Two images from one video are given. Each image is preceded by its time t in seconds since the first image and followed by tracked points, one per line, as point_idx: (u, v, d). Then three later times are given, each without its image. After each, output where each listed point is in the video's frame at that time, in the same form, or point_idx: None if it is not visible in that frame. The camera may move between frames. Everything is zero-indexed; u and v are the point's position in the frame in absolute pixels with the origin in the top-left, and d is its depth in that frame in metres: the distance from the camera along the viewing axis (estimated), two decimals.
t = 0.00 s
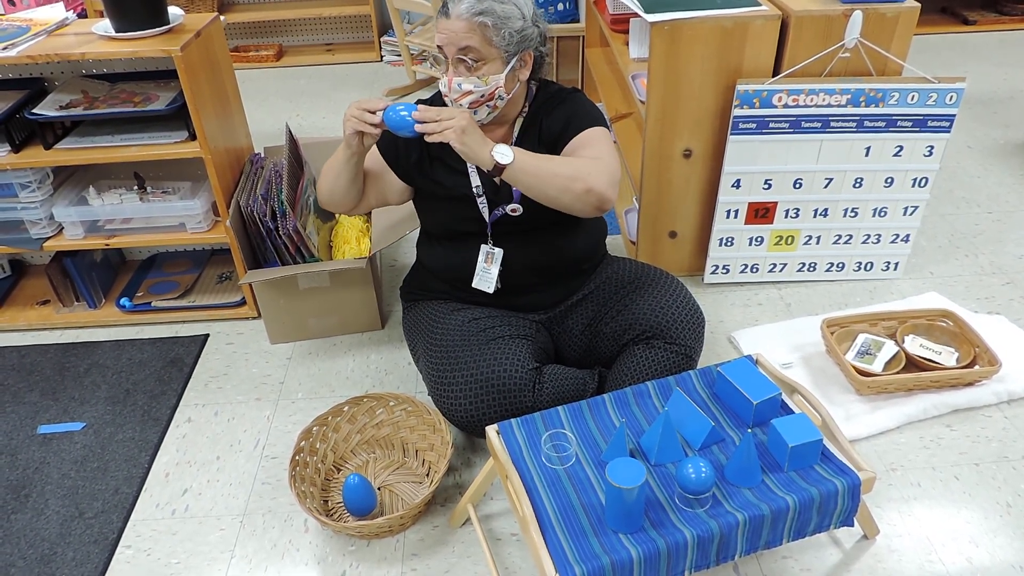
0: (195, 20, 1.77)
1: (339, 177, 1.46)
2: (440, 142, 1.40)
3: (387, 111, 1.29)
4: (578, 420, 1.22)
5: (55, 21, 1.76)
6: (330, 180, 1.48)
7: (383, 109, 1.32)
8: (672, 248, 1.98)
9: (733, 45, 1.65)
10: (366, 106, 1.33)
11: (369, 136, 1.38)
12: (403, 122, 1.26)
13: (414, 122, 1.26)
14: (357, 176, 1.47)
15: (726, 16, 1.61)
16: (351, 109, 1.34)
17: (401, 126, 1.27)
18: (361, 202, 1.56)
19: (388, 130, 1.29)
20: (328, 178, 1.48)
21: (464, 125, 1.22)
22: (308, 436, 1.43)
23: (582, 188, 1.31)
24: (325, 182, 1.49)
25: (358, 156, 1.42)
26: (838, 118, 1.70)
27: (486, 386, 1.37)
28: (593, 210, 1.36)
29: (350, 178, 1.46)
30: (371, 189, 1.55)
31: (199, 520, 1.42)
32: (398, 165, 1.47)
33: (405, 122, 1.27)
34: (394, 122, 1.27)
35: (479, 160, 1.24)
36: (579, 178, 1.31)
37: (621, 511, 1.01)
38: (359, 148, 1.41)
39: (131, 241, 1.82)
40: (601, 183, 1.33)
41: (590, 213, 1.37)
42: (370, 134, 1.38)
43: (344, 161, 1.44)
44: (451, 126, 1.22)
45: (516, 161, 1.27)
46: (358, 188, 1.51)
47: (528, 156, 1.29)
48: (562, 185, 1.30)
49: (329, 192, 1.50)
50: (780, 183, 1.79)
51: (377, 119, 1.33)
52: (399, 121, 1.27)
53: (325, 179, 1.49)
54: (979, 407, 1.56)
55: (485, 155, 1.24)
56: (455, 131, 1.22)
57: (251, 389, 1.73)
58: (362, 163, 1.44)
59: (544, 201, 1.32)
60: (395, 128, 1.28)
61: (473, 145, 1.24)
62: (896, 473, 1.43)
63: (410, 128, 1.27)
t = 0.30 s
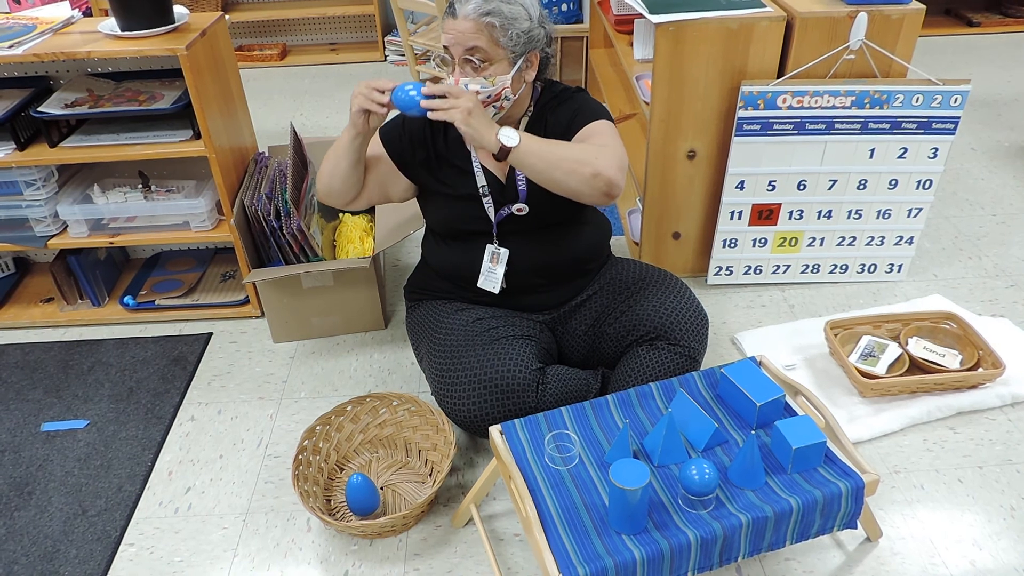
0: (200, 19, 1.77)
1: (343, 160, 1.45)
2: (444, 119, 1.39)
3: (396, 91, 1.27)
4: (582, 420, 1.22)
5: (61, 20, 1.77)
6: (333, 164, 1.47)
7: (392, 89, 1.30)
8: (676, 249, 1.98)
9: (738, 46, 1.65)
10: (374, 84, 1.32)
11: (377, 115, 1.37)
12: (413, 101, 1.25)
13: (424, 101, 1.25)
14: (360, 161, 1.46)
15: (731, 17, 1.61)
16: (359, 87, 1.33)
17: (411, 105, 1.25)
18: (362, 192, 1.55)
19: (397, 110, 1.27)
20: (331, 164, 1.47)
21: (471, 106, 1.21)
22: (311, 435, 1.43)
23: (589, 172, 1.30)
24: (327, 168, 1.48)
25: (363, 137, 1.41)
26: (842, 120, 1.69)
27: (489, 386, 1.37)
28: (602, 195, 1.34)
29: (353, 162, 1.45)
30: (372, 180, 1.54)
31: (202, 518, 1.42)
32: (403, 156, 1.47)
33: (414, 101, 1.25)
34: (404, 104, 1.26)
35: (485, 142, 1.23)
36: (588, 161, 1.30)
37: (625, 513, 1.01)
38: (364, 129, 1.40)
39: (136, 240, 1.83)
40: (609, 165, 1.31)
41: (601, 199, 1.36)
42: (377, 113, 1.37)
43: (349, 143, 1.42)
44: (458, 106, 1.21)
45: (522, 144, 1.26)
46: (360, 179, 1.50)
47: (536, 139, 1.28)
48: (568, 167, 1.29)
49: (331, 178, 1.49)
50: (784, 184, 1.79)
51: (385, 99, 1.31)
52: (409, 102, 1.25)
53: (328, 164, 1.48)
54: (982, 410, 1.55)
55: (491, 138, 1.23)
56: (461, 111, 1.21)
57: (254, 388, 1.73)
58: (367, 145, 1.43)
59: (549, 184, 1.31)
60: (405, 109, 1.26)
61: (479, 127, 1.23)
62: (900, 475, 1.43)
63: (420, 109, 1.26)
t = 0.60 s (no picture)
0: (203, 20, 1.77)
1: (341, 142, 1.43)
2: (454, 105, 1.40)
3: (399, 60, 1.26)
4: (585, 421, 1.22)
5: (64, 19, 1.77)
6: (332, 146, 1.45)
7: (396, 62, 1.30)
8: (679, 249, 1.98)
9: (741, 46, 1.64)
10: (376, 62, 1.31)
11: (379, 92, 1.36)
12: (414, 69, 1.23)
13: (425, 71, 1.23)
14: (360, 144, 1.45)
15: (734, 18, 1.61)
16: (361, 64, 1.32)
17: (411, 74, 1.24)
18: (361, 180, 1.53)
19: (398, 79, 1.26)
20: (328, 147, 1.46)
21: (478, 78, 1.20)
22: (314, 435, 1.43)
23: (591, 155, 1.30)
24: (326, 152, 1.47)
25: (364, 118, 1.40)
26: (846, 121, 1.69)
27: (492, 387, 1.37)
28: (603, 179, 1.34)
29: (354, 146, 1.44)
30: (372, 169, 1.52)
31: (205, 518, 1.42)
32: (405, 144, 1.47)
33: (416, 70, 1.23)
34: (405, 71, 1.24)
35: (484, 116, 1.22)
36: (589, 144, 1.30)
37: (629, 514, 1.00)
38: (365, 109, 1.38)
39: (139, 239, 1.83)
40: (610, 151, 1.32)
41: (601, 184, 1.35)
42: (379, 91, 1.36)
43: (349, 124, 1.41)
44: (464, 76, 1.20)
45: (523, 121, 1.26)
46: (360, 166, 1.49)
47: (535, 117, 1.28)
48: (570, 148, 1.28)
49: (328, 161, 1.47)
50: (787, 185, 1.79)
51: (388, 71, 1.31)
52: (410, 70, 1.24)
53: (327, 147, 1.46)
54: (986, 411, 1.55)
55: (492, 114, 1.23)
56: (467, 82, 1.20)
57: (257, 388, 1.73)
58: (368, 127, 1.42)
59: (550, 166, 1.30)
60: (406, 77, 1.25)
61: (481, 101, 1.21)
62: (904, 476, 1.43)
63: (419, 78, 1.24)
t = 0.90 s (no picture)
0: (205, 20, 1.77)
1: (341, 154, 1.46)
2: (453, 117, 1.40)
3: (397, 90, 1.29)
4: (588, 421, 1.21)
5: (66, 20, 1.77)
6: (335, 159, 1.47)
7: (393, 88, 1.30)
8: (681, 248, 1.98)
9: (744, 46, 1.64)
10: (369, 82, 1.31)
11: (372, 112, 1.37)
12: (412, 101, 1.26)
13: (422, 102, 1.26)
14: (360, 154, 1.46)
15: (737, 17, 1.60)
16: (354, 85, 1.32)
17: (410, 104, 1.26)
18: (365, 188, 1.56)
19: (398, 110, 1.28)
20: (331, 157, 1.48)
21: (475, 100, 1.22)
22: (316, 435, 1.43)
23: (593, 165, 1.29)
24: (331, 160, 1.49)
25: (358, 133, 1.42)
26: (848, 120, 1.69)
27: (495, 387, 1.37)
28: (603, 189, 1.33)
29: (353, 156, 1.46)
30: (376, 173, 1.54)
31: (207, 518, 1.42)
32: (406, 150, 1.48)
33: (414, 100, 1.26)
34: (402, 101, 1.27)
35: (485, 137, 1.24)
36: (589, 155, 1.29)
37: (632, 514, 1.00)
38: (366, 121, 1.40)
39: (141, 239, 1.83)
40: (612, 161, 1.30)
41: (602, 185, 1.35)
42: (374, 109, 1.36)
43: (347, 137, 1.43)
44: (463, 101, 1.22)
45: (523, 139, 1.26)
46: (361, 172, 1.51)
47: (536, 134, 1.28)
48: (573, 160, 1.28)
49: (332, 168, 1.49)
50: (790, 184, 1.79)
51: (385, 98, 1.31)
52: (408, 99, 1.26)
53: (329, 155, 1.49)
54: (989, 411, 1.55)
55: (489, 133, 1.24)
56: (466, 105, 1.22)
57: (259, 388, 1.73)
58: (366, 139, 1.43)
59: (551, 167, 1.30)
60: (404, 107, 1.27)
61: (481, 122, 1.24)
62: (907, 476, 1.42)
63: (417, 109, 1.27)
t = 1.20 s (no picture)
0: (207, 19, 1.77)
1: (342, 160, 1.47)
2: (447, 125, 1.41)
3: (392, 98, 1.30)
4: (589, 421, 1.21)
5: (68, 19, 1.77)
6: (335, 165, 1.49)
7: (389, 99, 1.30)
8: (682, 249, 1.98)
9: (746, 46, 1.64)
10: (365, 92, 1.32)
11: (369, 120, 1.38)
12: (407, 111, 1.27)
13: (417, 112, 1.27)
14: (360, 159, 1.47)
15: (739, 17, 1.60)
16: (349, 95, 1.33)
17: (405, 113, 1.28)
18: (369, 191, 1.57)
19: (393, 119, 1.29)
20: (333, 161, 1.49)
21: (469, 106, 1.22)
22: (317, 435, 1.43)
23: (584, 169, 1.29)
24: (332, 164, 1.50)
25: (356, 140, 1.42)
26: (849, 121, 1.69)
27: (496, 386, 1.37)
28: (598, 191, 1.33)
29: (354, 161, 1.47)
30: (378, 175, 1.55)
31: (209, 518, 1.42)
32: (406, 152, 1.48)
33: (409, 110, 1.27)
34: (398, 111, 1.28)
35: (478, 143, 1.24)
36: (582, 160, 1.28)
37: (633, 514, 1.00)
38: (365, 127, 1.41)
39: (142, 239, 1.83)
40: (606, 164, 1.30)
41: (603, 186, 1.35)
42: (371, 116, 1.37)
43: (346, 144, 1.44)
44: (456, 107, 1.22)
45: (515, 143, 1.26)
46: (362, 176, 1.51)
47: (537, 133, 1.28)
48: (573, 160, 1.28)
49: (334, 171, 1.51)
50: (791, 185, 1.79)
51: (380, 108, 1.32)
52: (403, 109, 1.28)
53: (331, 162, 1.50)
54: (990, 411, 1.55)
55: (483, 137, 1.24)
56: (458, 112, 1.22)
57: (260, 388, 1.73)
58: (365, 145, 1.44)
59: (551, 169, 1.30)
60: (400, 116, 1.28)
61: (475, 127, 1.24)
62: (908, 476, 1.42)
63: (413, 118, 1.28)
